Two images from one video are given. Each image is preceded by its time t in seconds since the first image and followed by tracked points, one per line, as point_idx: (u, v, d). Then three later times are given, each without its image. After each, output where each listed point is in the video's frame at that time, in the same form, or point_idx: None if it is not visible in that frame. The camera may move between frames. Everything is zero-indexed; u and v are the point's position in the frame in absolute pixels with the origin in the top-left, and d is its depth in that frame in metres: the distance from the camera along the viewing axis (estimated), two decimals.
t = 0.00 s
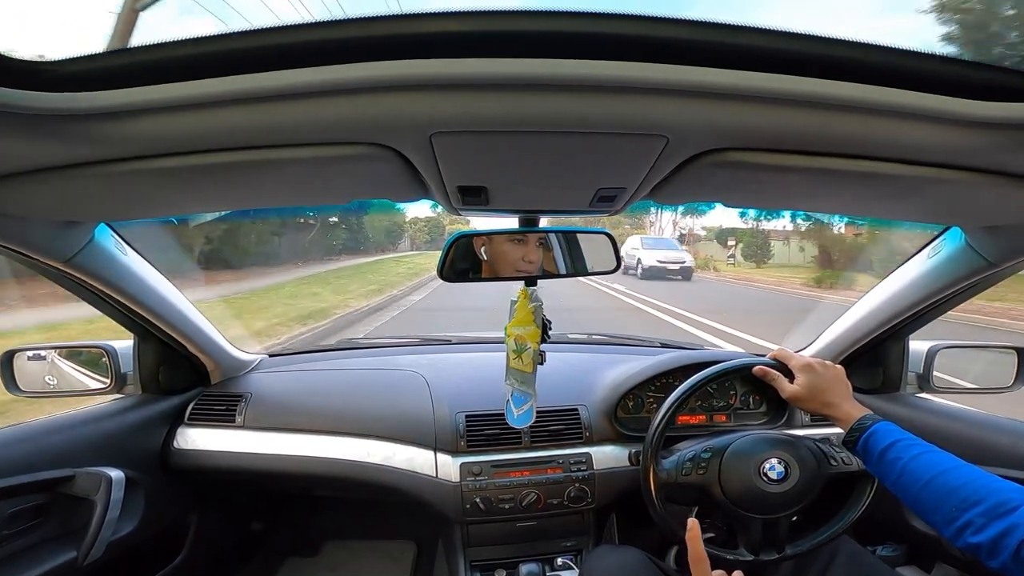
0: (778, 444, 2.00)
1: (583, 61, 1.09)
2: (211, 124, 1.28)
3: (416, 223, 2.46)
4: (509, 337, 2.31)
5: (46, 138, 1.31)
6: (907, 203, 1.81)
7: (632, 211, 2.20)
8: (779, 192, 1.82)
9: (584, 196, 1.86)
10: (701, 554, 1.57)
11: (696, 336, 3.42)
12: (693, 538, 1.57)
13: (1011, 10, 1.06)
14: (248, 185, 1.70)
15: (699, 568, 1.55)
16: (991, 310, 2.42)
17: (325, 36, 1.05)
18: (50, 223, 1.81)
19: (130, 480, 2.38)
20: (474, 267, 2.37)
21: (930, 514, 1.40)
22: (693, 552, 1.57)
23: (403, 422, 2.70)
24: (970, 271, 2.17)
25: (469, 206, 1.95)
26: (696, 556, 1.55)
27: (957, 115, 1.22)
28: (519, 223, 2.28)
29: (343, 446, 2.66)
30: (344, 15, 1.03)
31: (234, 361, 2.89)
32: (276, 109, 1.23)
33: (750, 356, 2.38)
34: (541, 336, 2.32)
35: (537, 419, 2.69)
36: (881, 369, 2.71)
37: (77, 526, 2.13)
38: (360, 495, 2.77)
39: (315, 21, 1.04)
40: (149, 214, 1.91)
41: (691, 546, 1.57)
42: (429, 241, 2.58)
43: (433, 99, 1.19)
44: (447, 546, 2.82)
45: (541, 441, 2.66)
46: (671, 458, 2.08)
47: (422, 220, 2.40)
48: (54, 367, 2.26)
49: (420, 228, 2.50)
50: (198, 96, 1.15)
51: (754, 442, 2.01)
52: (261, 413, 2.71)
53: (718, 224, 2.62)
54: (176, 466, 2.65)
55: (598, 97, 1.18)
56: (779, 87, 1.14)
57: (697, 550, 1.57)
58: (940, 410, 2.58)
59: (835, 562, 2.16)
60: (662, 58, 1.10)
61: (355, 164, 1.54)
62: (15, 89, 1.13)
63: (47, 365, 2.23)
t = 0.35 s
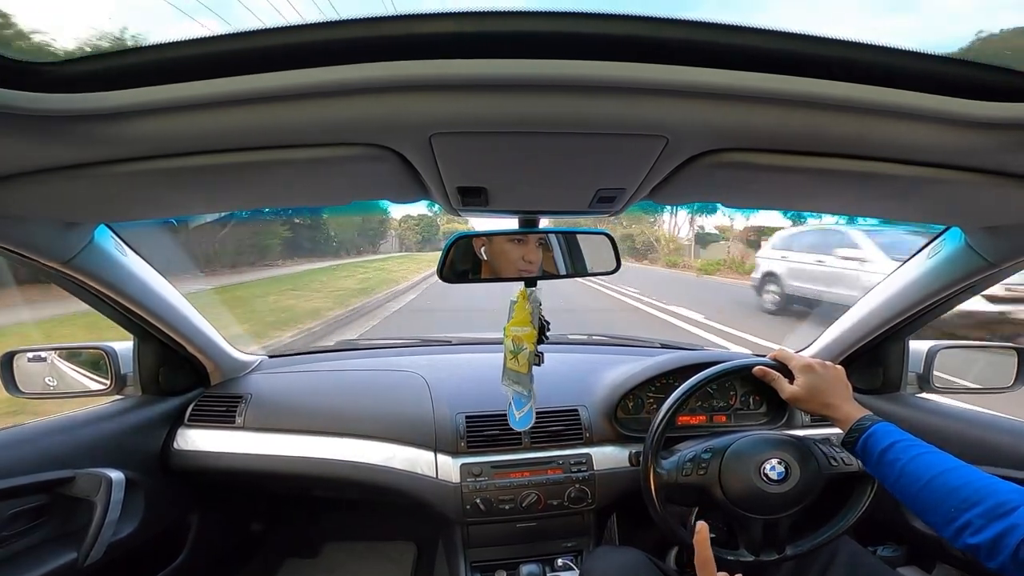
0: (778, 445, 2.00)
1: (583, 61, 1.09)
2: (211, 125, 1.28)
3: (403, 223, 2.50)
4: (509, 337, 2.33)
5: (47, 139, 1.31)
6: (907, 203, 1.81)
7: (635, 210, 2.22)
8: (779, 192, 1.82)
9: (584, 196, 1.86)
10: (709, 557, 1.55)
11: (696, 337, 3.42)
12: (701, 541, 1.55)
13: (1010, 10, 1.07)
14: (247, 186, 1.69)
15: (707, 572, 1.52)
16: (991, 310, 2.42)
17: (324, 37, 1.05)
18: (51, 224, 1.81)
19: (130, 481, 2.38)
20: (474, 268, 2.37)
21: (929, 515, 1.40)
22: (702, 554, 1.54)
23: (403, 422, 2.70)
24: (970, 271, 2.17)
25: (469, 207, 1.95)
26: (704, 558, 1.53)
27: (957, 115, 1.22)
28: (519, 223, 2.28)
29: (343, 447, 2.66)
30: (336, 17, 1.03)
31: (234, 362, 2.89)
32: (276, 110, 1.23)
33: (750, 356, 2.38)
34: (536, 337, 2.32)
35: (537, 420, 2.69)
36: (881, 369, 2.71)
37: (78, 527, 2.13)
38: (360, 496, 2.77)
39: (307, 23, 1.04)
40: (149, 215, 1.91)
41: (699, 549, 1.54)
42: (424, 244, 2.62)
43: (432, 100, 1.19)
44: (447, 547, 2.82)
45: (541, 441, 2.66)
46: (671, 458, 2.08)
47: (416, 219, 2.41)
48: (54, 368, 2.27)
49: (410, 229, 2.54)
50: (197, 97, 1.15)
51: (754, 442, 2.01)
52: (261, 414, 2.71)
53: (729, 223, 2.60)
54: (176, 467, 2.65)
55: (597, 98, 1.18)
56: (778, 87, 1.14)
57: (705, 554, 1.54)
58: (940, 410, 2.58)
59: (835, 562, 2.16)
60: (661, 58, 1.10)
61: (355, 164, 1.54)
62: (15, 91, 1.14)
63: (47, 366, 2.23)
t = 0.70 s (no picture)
0: (777, 444, 2.00)
1: (583, 60, 1.09)
2: (211, 123, 1.28)
3: (390, 222, 2.52)
4: (509, 336, 2.33)
5: (47, 137, 1.31)
6: (907, 203, 1.81)
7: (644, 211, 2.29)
8: (780, 192, 1.82)
9: (584, 196, 1.86)
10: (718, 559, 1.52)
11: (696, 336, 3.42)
12: (711, 545, 1.52)
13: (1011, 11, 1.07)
14: (247, 184, 1.69)
15: None
16: (991, 311, 2.42)
17: (324, 35, 1.05)
18: (50, 222, 1.81)
19: (129, 479, 2.38)
20: (474, 267, 2.37)
21: (928, 515, 1.41)
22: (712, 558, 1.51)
23: (403, 421, 2.70)
24: (969, 272, 2.17)
25: (469, 206, 1.95)
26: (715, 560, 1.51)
27: (957, 116, 1.22)
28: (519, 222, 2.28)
29: (343, 445, 2.66)
30: (326, 16, 1.03)
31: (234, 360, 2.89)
32: (276, 109, 1.23)
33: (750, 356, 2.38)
34: (541, 335, 2.34)
35: (537, 419, 2.69)
36: (881, 369, 2.71)
37: (77, 525, 2.13)
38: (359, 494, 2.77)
39: (295, 23, 1.04)
40: (149, 213, 1.91)
41: (710, 553, 1.51)
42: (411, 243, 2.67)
43: (433, 98, 1.19)
44: (446, 545, 2.82)
45: (541, 440, 2.67)
46: (670, 458, 2.08)
47: (414, 216, 2.41)
48: (54, 365, 2.27)
49: (398, 229, 2.59)
50: (198, 95, 1.15)
51: (753, 442, 2.01)
52: (261, 412, 2.71)
53: (748, 222, 2.57)
54: (175, 465, 2.65)
55: (598, 97, 1.18)
56: (779, 87, 1.14)
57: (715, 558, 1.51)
58: (939, 410, 2.58)
59: (834, 562, 2.16)
60: (662, 58, 1.10)
61: (355, 163, 1.54)
62: (15, 88, 1.13)
63: (47, 363, 2.23)
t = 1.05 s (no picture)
0: (776, 446, 2.00)
1: (582, 61, 1.09)
2: (210, 123, 1.28)
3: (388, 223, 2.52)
4: (509, 337, 2.34)
5: (47, 137, 1.31)
6: (907, 205, 1.81)
7: (663, 211, 2.28)
8: (780, 193, 1.82)
9: (584, 197, 1.86)
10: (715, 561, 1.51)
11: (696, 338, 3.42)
12: (709, 546, 1.51)
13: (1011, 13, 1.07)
14: (247, 184, 1.69)
15: None
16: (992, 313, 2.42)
17: (325, 36, 1.06)
18: (51, 222, 1.82)
19: (129, 480, 2.38)
20: (474, 268, 2.37)
21: (927, 517, 1.41)
22: (709, 559, 1.50)
23: (403, 422, 2.70)
24: (970, 273, 2.17)
25: (469, 207, 1.95)
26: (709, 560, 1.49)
27: (958, 117, 1.22)
28: (519, 223, 2.28)
29: (342, 446, 2.66)
30: (310, 19, 1.04)
31: (234, 361, 2.89)
32: (276, 109, 1.23)
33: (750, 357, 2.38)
34: (539, 337, 2.34)
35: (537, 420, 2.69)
36: (881, 371, 2.71)
37: (76, 525, 2.13)
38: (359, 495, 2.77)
39: (286, 25, 1.05)
40: (148, 213, 1.91)
41: (706, 555, 1.50)
42: (394, 242, 2.68)
43: (432, 99, 1.19)
44: (445, 546, 2.82)
45: (541, 441, 2.66)
46: (669, 460, 2.08)
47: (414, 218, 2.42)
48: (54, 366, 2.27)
49: (383, 229, 2.58)
50: (198, 96, 1.15)
51: (753, 443, 2.01)
52: (261, 413, 2.71)
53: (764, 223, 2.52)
54: (174, 465, 2.65)
55: (598, 98, 1.18)
56: (778, 88, 1.14)
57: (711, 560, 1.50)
58: (939, 412, 2.58)
59: (832, 563, 2.16)
60: (662, 59, 1.10)
61: (355, 164, 1.54)
62: (15, 88, 1.13)
63: (47, 364, 2.23)
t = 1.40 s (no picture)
0: (776, 447, 2.00)
1: (583, 62, 1.09)
2: (210, 123, 1.28)
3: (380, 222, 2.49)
4: (508, 337, 2.33)
5: (47, 137, 1.31)
6: (908, 205, 1.81)
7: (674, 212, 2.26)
8: (780, 194, 1.82)
9: (585, 197, 1.86)
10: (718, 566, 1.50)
11: (696, 338, 3.42)
12: (710, 547, 1.49)
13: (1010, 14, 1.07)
14: (247, 184, 1.70)
15: None
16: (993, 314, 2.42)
17: (323, 36, 1.06)
18: (51, 222, 1.82)
19: (129, 479, 2.38)
20: (474, 268, 2.37)
21: (926, 517, 1.41)
22: (710, 559, 1.48)
23: (403, 422, 2.70)
24: (970, 274, 2.16)
25: (470, 207, 1.95)
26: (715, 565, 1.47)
27: (958, 118, 1.22)
28: (519, 223, 2.27)
29: (342, 446, 2.66)
30: (300, 20, 1.04)
31: (234, 360, 2.89)
32: (276, 109, 1.23)
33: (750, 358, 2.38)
34: (537, 337, 2.34)
35: (537, 420, 2.69)
36: (881, 371, 2.71)
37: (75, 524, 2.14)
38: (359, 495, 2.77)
39: (276, 26, 1.05)
40: (148, 213, 1.91)
41: (707, 556, 1.48)
42: (375, 241, 2.68)
43: (433, 99, 1.19)
44: (444, 546, 2.82)
45: (541, 441, 2.67)
46: (669, 460, 2.07)
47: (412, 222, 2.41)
48: (54, 365, 2.27)
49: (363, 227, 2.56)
50: (199, 96, 1.15)
51: (753, 444, 2.01)
52: (261, 412, 2.71)
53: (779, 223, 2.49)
54: (174, 465, 2.66)
55: (598, 98, 1.18)
56: (779, 89, 1.14)
57: (711, 561, 1.48)
58: (939, 413, 2.58)
59: (832, 564, 2.16)
60: (662, 60, 1.10)
61: (356, 163, 1.55)
62: (16, 88, 1.14)
63: (47, 363, 2.24)
